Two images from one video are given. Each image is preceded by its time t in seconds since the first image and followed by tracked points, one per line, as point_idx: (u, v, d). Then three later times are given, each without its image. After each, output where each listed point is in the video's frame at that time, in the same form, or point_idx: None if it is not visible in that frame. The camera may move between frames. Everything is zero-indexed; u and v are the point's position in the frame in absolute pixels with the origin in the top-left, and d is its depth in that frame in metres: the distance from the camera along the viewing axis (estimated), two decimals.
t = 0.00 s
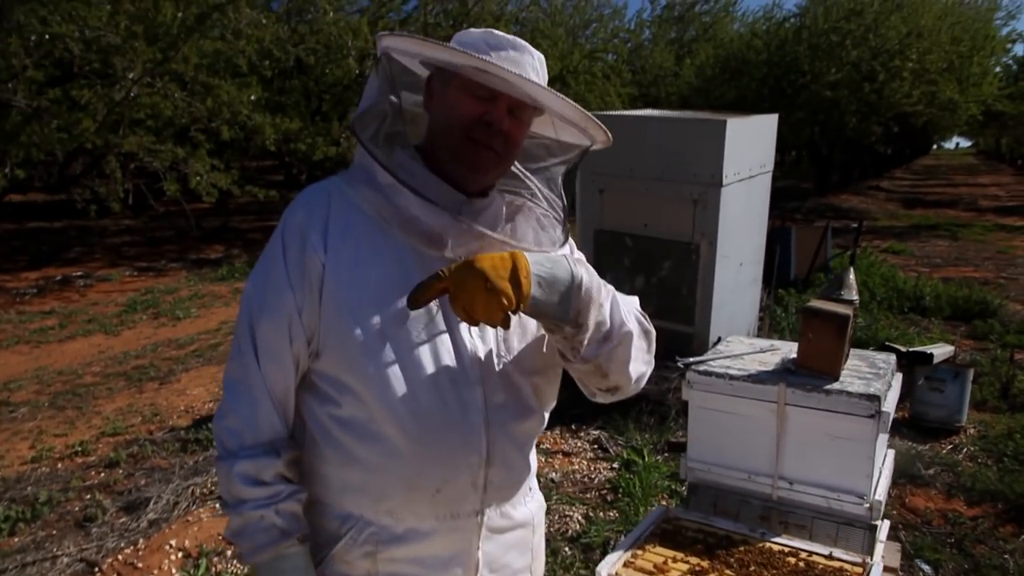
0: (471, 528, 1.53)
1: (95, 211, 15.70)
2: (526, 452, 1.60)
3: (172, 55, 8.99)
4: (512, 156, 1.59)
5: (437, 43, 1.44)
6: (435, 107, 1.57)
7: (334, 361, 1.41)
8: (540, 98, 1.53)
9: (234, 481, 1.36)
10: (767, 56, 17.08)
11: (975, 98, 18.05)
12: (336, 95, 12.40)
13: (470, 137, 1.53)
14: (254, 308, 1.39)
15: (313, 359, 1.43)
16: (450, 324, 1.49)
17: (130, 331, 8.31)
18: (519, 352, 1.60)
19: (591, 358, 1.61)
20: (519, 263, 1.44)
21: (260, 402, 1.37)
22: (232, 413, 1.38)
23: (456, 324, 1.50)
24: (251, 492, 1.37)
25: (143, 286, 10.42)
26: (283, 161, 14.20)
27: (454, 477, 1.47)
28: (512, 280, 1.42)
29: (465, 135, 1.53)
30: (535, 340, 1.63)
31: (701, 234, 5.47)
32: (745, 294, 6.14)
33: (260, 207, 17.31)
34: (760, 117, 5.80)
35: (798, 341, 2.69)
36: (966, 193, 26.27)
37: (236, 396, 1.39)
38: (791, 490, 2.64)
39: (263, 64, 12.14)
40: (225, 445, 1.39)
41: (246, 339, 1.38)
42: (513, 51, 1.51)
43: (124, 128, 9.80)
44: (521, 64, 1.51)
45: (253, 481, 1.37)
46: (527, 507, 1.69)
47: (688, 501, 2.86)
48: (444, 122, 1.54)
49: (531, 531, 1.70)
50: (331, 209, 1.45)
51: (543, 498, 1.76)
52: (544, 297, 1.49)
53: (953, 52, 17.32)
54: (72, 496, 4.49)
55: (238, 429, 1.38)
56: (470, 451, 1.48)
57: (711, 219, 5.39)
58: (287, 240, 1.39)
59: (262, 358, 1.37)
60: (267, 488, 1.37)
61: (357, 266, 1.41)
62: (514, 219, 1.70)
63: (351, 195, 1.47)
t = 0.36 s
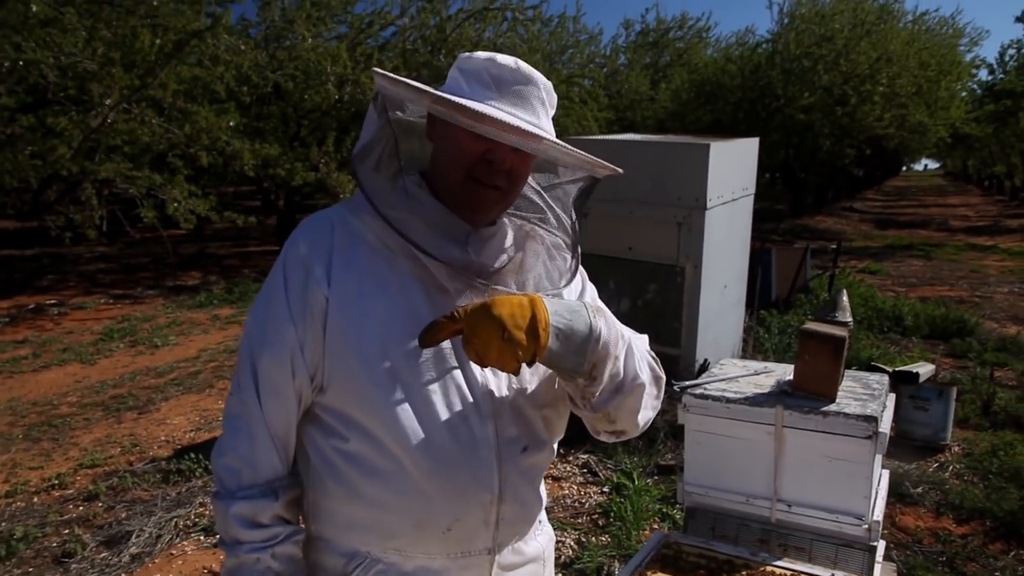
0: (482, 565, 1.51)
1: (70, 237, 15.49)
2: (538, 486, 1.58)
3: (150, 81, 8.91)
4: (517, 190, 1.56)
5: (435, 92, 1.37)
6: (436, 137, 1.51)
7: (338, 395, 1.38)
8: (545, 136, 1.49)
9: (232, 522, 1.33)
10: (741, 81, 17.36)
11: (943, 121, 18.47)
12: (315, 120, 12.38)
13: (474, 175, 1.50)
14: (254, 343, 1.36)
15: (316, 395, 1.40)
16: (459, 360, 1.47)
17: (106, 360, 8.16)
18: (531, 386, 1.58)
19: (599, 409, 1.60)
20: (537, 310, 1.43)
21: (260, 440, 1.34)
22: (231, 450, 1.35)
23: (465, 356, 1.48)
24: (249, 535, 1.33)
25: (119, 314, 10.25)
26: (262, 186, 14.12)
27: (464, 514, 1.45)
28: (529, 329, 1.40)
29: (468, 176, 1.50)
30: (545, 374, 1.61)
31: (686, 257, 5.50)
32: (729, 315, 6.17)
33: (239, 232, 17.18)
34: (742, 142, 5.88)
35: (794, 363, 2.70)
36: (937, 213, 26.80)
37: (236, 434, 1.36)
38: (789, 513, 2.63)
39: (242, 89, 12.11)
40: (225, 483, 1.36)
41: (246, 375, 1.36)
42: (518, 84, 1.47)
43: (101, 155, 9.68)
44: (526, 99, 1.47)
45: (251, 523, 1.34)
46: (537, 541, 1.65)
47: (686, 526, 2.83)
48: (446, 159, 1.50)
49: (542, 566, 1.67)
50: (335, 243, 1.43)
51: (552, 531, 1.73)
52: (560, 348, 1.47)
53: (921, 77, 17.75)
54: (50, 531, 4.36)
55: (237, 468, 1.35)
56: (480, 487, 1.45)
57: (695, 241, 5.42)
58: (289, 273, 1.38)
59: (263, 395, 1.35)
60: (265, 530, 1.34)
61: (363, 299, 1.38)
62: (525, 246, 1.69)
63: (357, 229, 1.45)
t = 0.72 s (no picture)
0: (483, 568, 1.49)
1: (47, 232, 15.24)
2: (540, 484, 1.56)
3: (132, 74, 8.78)
4: (525, 170, 1.54)
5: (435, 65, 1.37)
6: (439, 122, 1.51)
7: (339, 395, 1.36)
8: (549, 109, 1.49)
9: (230, 525, 1.31)
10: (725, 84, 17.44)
11: (922, 126, 18.72)
12: (298, 117, 12.28)
13: (481, 156, 1.48)
14: (254, 342, 1.34)
15: (317, 395, 1.38)
16: (461, 354, 1.44)
17: (85, 356, 8.03)
18: (534, 385, 1.55)
19: (602, 405, 1.57)
20: (558, 293, 1.44)
21: (259, 441, 1.32)
22: (230, 450, 1.34)
23: (469, 354, 1.45)
24: (248, 538, 1.31)
25: (98, 310, 10.10)
26: (244, 182, 13.98)
27: (467, 516, 1.43)
28: (551, 309, 1.40)
29: (476, 156, 1.48)
30: (549, 370, 1.59)
31: (673, 258, 5.50)
32: (715, 317, 6.20)
33: (219, 228, 17.00)
34: (730, 144, 5.91)
35: (787, 363, 2.71)
36: (915, 218, 27.18)
37: (235, 435, 1.34)
38: (781, 512, 2.64)
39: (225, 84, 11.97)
40: (222, 485, 1.34)
41: (246, 374, 1.34)
42: (517, 61, 1.46)
43: (81, 148, 9.53)
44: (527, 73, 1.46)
45: (250, 525, 1.32)
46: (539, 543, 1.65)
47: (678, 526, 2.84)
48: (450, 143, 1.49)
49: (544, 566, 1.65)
50: (338, 236, 1.40)
51: (553, 531, 1.71)
52: (574, 332, 1.46)
53: (901, 83, 17.97)
54: (28, 530, 4.28)
55: (235, 470, 1.33)
56: (483, 489, 1.43)
57: (683, 243, 5.43)
58: (289, 270, 1.35)
59: (263, 395, 1.33)
60: (265, 533, 1.32)
61: (365, 298, 1.36)
62: (529, 241, 1.67)
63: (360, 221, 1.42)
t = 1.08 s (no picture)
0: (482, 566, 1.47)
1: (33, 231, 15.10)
2: (541, 480, 1.54)
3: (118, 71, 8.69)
4: (513, 154, 1.56)
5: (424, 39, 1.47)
6: (429, 112, 1.56)
7: (333, 394, 1.35)
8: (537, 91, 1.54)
9: (226, 525, 1.32)
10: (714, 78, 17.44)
11: (910, 120, 18.83)
12: (287, 113, 12.20)
13: (469, 137, 1.51)
14: (248, 342, 1.35)
15: (312, 393, 1.38)
16: (454, 340, 1.41)
17: (74, 356, 7.97)
18: (529, 381, 1.50)
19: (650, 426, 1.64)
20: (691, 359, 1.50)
21: (254, 441, 1.33)
22: (226, 449, 1.34)
23: (465, 349, 1.42)
24: (244, 538, 1.33)
25: (86, 309, 10.02)
26: (232, 180, 13.89)
27: (464, 514, 1.41)
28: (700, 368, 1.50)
29: (463, 136, 1.50)
30: (544, 366, 1.53)
31: (666, 252, 5.49)
32: (708, 311, 6.22)
33: (208, 226, 16.90)
34: (722, 137, 5.90)
35: (785, 356, 2.72)
36: (902, 211, 27.34)
37: (230, 434, 1.35)
38: (779, 505, 2.65)
39: (213, 81, 11.88)
40: (220, 486, 1.35)
41: (241, 374, 1.35)
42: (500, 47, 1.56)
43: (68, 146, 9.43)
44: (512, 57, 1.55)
45: (246, 525, 1.33)
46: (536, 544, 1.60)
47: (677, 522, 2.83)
48: (438, 126, 1.53)
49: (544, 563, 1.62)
50: (333, 234, 1.40)
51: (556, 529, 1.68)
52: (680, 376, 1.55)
53: (889, 77, 18.07)
54: (20, 532, 4.25)
55: (231, 470, 1.34)
56: (480, 485, 1.42)
57: (676, 237, 5.43)
58: (281, 268, 1.35)
59: (256, 394, 1.33)
60: (260, 534, 1.33)
61: (358, 296, 1.36)
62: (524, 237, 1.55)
63: (353, 220, 1.42)
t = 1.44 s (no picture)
0: None
1: (28, 236, 15.06)
2: (538, 494, 1.55)
3: (114, 77, 8.68)
4: (523, 168, 1.56)
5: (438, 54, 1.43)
6: (440, 123, 1.55)
7: (333, 402, 1.35)
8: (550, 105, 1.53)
9: (220, 530, 1.29)
10: (709, 85, 17.49)
11: (904, 127, 18.91)
12: (282, 119, 12.19)
13: (480, 151, 1.50)
14: (247, 347, 1.33)
15: (312, 400, 1.37)
16: (459, 353, 1.42)
17: (69, 362, 7.93)
18: (532, 394, 1.52)
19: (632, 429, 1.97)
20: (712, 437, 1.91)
21: (252, 447, 1.31)
22: (222, 454, 1.32)
23: (470, 363, 1.43)
24: (238, 543, 1.29)
25: (81, 315, 9.99)
26: (228, 186, 13.87)
27: (461, 526, 1.41)
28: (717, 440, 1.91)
29: (472, 150, 1.50)
30: (546, 380, 1.56)
31: (662, 259, 5.50)
32: (704, 317, 6.22)
33: (203, 232, 16.86)
34: (718, 145, 5.92)
35: (784, 363, 2.71)
36: (897, 218, 27.45)
37: (226, 437, 1.33)
38: (778, 513, 2.65)
39: (209, 87, 11.88)
40: (214, 490, 1.32)
41: (239, 378, 1.33)
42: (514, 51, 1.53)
43: (63, 151, 9.40)
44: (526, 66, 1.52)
45: (241, 531, 1.30)
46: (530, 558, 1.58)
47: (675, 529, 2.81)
48: (449, 138, 1.52)
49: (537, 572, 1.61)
50: (335, 243, 1.39)
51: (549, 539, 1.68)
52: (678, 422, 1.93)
53: (883, 84, 18.15)
54: (15, 539, 4.22)
55: (227, 476, 1.32)
56: (479, 498, 1.41)
57: (672, 244, 5.43)
58: (283, 272, 1.34)
59: (256, 399, 1.32)
60: (255, 539, 1.31)
61: (361, 303, 1.35)
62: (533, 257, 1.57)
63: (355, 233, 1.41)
